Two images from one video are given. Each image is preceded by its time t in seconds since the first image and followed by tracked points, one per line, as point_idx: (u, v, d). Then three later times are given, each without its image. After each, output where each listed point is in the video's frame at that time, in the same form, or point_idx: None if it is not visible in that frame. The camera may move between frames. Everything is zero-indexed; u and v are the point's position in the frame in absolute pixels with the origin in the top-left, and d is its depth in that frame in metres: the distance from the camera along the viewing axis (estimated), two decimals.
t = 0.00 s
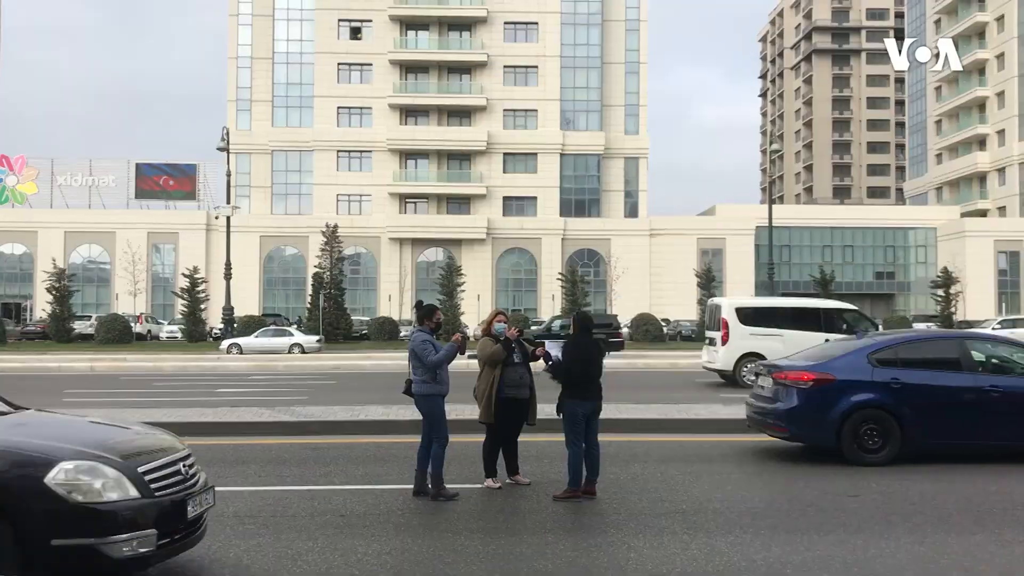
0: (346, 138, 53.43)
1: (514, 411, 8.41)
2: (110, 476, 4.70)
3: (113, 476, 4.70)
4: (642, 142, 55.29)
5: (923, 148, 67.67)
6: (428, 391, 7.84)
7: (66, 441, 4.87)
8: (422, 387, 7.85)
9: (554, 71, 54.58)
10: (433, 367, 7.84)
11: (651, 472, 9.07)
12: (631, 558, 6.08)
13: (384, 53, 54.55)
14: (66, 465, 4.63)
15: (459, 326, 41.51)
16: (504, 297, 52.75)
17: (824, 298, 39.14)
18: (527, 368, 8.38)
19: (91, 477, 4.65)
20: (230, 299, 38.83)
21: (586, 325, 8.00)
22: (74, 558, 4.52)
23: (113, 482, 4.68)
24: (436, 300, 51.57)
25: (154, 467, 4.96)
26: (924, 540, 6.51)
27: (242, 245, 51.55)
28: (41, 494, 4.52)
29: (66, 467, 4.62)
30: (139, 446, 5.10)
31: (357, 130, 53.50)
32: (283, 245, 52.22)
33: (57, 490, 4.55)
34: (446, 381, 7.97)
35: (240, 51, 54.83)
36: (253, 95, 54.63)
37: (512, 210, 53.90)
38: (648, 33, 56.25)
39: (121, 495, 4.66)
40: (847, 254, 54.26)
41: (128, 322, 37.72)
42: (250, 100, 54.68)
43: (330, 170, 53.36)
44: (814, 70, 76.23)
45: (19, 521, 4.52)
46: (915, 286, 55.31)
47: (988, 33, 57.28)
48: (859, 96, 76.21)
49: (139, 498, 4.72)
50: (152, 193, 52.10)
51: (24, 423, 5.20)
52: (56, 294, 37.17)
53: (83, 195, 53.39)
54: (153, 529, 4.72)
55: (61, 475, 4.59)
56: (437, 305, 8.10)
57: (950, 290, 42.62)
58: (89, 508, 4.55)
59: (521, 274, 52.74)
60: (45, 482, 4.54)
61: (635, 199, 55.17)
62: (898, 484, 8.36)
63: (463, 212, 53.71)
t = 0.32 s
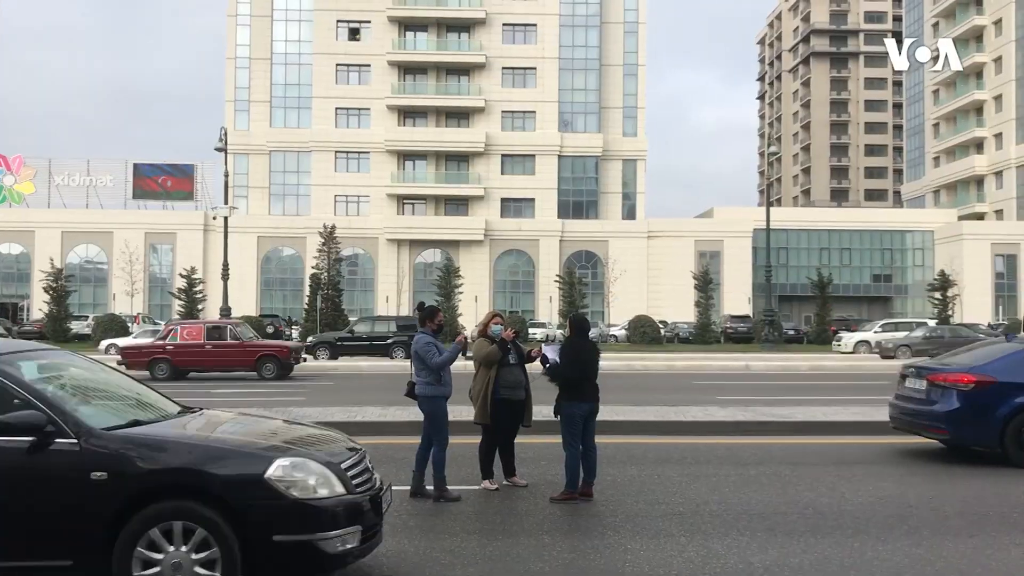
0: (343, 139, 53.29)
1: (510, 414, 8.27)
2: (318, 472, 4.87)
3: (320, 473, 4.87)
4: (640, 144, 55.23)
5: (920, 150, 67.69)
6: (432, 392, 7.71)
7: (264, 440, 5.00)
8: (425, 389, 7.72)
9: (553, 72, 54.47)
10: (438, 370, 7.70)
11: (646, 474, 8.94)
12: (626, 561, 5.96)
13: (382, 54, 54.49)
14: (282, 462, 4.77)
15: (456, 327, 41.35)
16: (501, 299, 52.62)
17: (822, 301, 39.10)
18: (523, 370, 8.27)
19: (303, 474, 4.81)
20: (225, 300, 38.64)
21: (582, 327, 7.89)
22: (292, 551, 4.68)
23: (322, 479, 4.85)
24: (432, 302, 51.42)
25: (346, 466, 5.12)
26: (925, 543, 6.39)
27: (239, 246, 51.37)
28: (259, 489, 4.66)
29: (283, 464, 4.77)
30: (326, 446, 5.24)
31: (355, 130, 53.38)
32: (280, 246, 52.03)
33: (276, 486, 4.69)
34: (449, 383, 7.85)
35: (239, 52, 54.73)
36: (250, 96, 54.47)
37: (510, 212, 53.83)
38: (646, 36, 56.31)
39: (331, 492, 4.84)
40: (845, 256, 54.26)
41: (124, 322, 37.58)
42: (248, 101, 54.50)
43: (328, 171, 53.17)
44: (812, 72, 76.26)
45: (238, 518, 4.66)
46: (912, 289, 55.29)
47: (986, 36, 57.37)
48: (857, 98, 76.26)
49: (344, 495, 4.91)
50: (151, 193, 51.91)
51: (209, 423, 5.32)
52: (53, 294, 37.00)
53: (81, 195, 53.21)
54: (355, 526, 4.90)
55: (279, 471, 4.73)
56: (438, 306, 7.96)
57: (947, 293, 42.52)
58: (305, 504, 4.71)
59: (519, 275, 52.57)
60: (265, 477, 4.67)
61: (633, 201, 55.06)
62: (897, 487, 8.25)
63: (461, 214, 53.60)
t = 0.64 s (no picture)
0: (342, 135, 53.22)
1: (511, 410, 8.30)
2: (559, 465, 4.94)
3: (561, 465, 4.94)
4: (639, 141, 55.19)
5: (919, 149, 67.69)
6: (436, 388, 7.76)
7: (502, 433, 5.07)
8: (430, 386, 7.78)
9: (552, 69, 54.46)
10: (443, 366, 7.73)
11: (646, 471, 8.99)
12: (626, 558, 5.98)
13: (382, 50, 54.43)
14: (530, 455, 4.84)
15: (455, 324, 41.37)
16: (500, 296, 52.64)
17: (821, 300, 39.10)
18: (520, 367, 8.29)
19: (549, 466, 4.87)
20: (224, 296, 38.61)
21: (579, 324, 7.89)
22: (543, 541, 4.74)
23: (565, 471, 4.93)
24: (432, 300, 51.41)
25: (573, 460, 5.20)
26: (922, 543, 6.39)
27: (239, 242, 51.36)
28: (515, 481, 4.73)
29: (531, 457, 4.83)
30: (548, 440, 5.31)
31: (354, 127, 53.35)
32: (279, 243, 52.05)
33: (529, 478, 4.75)
34: (454, 380, 7.91)
35: (238, 48, 54.67)
36: (250, 91, 54.40)
37: (509, 209, 53.84)
38: (646, 33, 56.25)
39: (571, 484, 4.91)
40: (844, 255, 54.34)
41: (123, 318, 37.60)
42: (248, 96, 54.45)
43: (327, 167, 53.15)
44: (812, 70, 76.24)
45: (494, 510, 4.73)
46: (911, 287, 55.35)
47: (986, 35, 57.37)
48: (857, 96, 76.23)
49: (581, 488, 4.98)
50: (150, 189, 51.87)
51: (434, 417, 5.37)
52: (51, 291, 36.97)
53: (80, 190, 53.17)
54: (592, 518, 4.98)
55: (529, 464, 4.80)
56: (442, 303, 7.99)
57: (946, 292, 42.47)
58: (555, 495, 4.77)
59: (518, 273, 52.59)
60: (518, 469, 4.74)
61: (632, 198, 54.95)
62: (894, 485, 8.29)
63: (460, 211, 53.66)
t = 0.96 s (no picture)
0: (342, 130, 53.26)
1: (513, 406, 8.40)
2: (801, 461, 5.10)
3: (803, 461, 5.10)
4: (639, 137, 55.19)
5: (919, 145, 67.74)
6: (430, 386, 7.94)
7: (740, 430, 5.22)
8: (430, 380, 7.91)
9: (552, 64, 54.46)
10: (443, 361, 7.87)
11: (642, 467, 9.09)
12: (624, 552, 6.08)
13: (382, 44, 54.45)
14: (778, 452, 5.00)
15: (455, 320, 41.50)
16: (500, 291, 52.75)
17: (820, 296, 39.06)
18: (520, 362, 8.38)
19: (793, 462, 5.04)
20: (223, 290, 38.60)
21: (579, 319, 7.96)
22: (794, 534, 4.91)
23: (807, 467, 5.09)
24: (432, 295, 51.51)
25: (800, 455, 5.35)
26: (919, 538, 6.50)
27: (240, 237, 51.46)
28: (763, 475, 4.89)
29: (779, 453, 5.00)
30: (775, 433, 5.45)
31: (354, 122, 53.37)
32: (279, 237, 52.10)
33: (779, 474, 4.91)
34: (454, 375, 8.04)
35: (238, 42, 54.58)
36: (250, 86, 54.32)
37: (509, 204, 53.89)
38: (647, 27, 56.11)
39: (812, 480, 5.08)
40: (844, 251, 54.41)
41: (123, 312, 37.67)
42: (247, 91, 54.39)
43: (326, 162, 53.17)
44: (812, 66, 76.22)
45: (745, 504, 4.89)
46: (911, 283, 55.47)
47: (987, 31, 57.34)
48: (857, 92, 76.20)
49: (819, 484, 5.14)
50: (150, 184, 51.84)
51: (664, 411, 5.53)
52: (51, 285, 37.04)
53: (80, 184, 53.30)
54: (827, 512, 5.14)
55: (778, 459, 4.97)
56: (444, 299, 8.10)
57: (946, 288, 42.49)
58: (805, 491, 4.94)
59: (517, 268, 52.65)
60: (771, 465, 4.91)
61: (632, 194, 54.93)
62: (893, 481, 8.39)
63: (460, 206, 53.74)
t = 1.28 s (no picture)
0: (342, 125, 53.33)
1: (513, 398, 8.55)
2: None
3: None
4: (639, 132, 55.26)
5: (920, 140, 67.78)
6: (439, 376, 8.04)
7: None
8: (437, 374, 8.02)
9: (552, 59, 54.50)
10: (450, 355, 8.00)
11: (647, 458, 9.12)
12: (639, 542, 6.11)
13: (382, 40, 54.56)
14: None
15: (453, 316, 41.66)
16: (499, 286, 52.86)
17: (819, 291, 39.12)
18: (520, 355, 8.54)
19: None
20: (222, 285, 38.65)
21: (578, 313, 8.15)
22: None
23: None
24: (431, 290, 51.62)
25: None
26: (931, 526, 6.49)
27: (240, 232, 51.52)
28: None
29: None
30: None
31: (354, 117, 53.46)
32: (279, 233, 52.22)
33: None
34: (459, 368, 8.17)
35: (237, 37, 54.60)
36: (249, 81, 54.35)
37: (509, 200, 53.97)
38: (647, 22, 56.13)
39: None
40: (843, 246, 54.53)
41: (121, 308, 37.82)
42: (247, 86, 54.42)
43: (326, 157, 53.23)
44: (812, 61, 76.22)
45: None
46: (911, 279, 55.60)
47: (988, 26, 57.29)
48: (857, 87, 76.23)
49: None
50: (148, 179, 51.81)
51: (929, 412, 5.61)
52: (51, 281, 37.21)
53: (80, 178, 53.28)
54: None
55: None
56: (448, 293, 8.20)
57: (945, 284, 42.52)
58: None
59: (517, 264, 52.71)
60: None
61: (632, 188, 55.01)
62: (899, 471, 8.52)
63: (459, 201, 53.78)
